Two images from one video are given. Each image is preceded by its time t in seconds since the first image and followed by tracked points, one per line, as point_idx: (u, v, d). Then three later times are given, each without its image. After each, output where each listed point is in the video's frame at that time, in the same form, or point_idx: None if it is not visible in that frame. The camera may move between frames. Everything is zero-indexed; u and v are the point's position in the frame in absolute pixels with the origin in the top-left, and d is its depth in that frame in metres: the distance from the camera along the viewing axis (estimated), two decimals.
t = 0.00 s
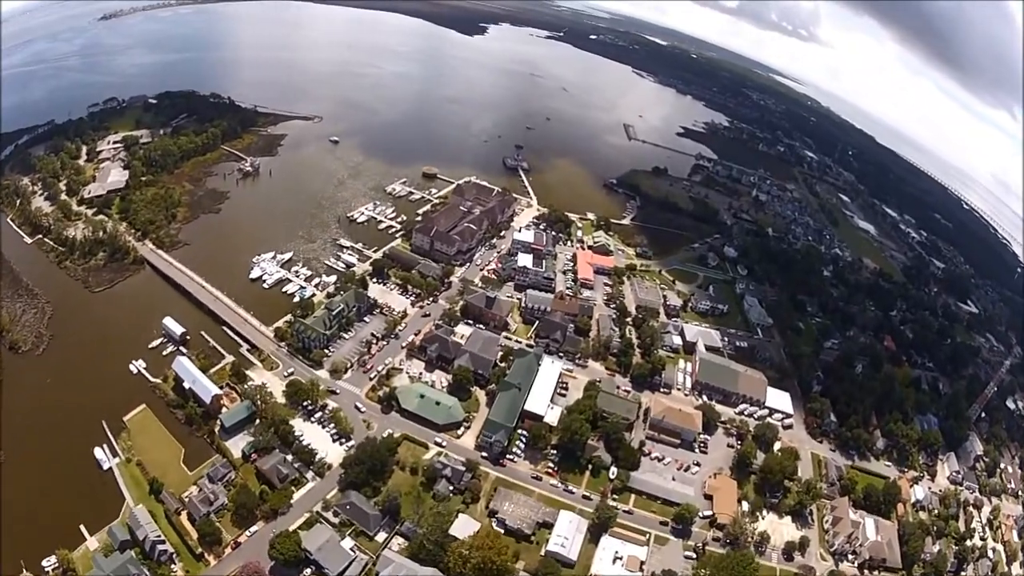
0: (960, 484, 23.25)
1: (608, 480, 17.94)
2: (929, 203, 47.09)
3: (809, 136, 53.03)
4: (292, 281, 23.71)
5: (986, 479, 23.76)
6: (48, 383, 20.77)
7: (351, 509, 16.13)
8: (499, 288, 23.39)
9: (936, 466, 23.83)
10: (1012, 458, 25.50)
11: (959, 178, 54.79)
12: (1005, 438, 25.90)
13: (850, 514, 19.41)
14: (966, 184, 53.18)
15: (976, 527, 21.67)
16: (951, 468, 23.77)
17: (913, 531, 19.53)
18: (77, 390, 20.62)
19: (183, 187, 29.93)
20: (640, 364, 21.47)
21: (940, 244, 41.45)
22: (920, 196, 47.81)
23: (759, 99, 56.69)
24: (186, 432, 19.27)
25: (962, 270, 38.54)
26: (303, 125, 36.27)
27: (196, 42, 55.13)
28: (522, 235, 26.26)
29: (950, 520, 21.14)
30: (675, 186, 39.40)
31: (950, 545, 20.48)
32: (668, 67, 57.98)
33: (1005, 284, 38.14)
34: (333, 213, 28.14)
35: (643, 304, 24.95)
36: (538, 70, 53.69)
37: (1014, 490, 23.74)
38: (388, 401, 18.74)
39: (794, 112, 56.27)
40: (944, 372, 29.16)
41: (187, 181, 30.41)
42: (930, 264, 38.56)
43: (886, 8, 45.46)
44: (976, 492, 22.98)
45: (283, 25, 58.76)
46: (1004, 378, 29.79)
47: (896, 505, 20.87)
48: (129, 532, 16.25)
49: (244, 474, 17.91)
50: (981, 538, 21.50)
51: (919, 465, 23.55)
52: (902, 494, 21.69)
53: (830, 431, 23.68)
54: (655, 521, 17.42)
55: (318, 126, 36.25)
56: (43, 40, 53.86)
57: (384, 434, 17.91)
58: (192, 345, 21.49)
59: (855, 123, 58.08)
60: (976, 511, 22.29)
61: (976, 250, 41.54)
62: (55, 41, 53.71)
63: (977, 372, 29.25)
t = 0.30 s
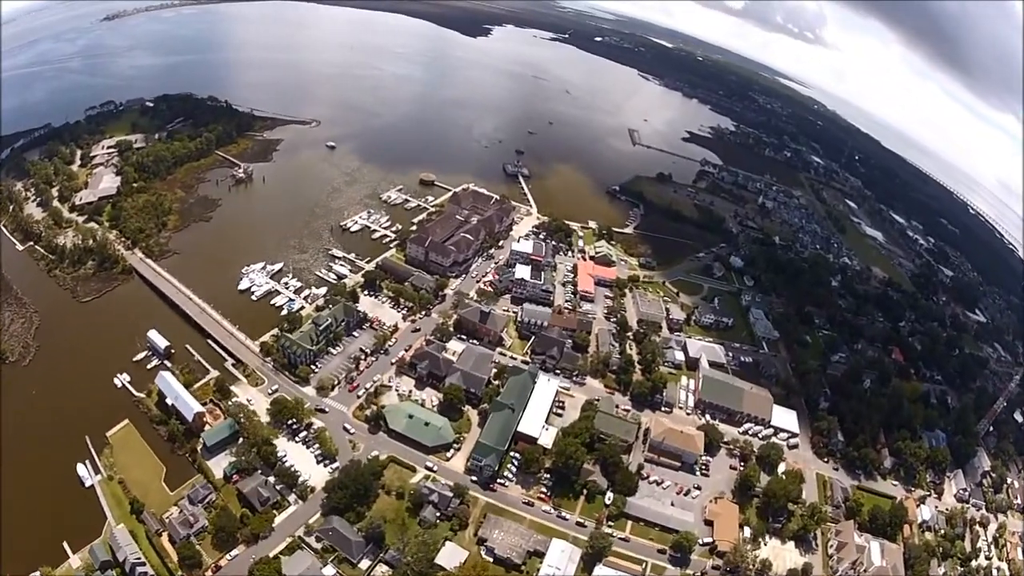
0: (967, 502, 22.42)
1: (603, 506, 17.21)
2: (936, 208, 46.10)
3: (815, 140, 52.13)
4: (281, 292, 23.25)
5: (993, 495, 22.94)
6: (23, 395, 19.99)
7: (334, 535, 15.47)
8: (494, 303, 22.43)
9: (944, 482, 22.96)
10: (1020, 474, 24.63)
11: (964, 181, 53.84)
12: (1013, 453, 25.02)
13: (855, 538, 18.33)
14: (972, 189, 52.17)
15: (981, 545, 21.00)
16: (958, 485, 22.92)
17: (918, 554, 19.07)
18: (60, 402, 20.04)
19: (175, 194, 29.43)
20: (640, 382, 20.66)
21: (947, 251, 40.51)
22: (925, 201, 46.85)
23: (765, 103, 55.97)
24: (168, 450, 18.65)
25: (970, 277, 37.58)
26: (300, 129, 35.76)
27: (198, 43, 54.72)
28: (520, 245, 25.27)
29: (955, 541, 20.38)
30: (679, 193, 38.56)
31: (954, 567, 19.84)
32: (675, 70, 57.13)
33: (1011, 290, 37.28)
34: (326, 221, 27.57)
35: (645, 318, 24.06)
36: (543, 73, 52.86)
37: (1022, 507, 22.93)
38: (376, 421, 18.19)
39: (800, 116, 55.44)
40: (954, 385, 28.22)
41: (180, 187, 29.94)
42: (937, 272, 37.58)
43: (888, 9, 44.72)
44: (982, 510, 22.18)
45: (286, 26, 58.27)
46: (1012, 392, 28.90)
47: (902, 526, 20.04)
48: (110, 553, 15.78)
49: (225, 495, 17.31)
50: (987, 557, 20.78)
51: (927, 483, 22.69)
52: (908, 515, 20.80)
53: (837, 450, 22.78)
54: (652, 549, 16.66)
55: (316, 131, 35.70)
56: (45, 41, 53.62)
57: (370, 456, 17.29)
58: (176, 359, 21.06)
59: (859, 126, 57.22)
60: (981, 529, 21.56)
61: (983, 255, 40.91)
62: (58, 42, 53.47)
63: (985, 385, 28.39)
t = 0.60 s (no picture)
0: (972, 521, 21.48)
1: (596, 534, 16.43)
2: (943, 213, 45.09)
3: (820, 144, 51.19)
4: (268, 305, 22.82)
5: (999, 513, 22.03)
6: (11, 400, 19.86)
7: (312, 564, 14.65)
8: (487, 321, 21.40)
9: (949, 502, 21.98)
10: None
11: (968, 186, 52.88)
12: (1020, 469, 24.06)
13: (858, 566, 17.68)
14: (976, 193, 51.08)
15: (984, 565, 20.20)
16: (964, 503, 21.94)
17: None
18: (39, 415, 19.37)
19: (165, 201, 28.89)
20: (638, 402, 19.90)
21: (954, 258, 39.53)
22: (931, 206, 45.80)
23: (769, 107, 55.11)
24: (147, 469, 18.04)
25: (975, 284, 36.60)
26: (295, 133, 35.18)
27: (199, 45, 54.17)
28: (516, 256, 24.31)
29: (959, 563, 19.51)
30: (681, 199, 37.72)
31: None
32: (679, 72, 56.35)
33: (1018, 297, 36.12)
34: (316, 228, 27.04)
35: (644, 333, 23.20)
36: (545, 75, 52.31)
37: None
38: (361, 443, 17.58)
39: (805, 119, 54.58)
40: (961, 399, 27.28)
41: (171, 193, 29.42)
42: (944, 280, 36.60)
43: (890, 10, 43.99)
44: (987, 529, 21.30)
45: (288, 28, 57.71)
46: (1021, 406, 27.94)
47: (907, 551, 19.41)
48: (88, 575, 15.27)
49: (204, 518, 16.68)
50: None
51: (932, 502, 21.78)
52: (912, 538, 19.94)
53: (841, 471, 21.94)
54: None
55: (311, 135, 35.09)
56: (46, 41, 53.20)
57: (352, 481, 16.72)
58: (159, 374, 20.67)
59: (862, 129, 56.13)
60: (985, 548, 20.73)
61: (989, 260, 39.45)
62: (59, 42, 53.07)
63: (993, 398, 27.45)
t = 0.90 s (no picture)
0: (978, 542, 20.71)
1: (590, 567, 15.61)
2: (949, 219, 44.07)
3: (826, 148, 50.17)
4: (255, 318, 22.31)
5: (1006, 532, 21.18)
6: None
7: None
8: (480, 338, 20.37)
9: (955, 524, 21.12)
10: None
11: (975, 190, 51.70)
12: None
13: None
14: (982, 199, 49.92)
15: None
16: (970, 525, 21.14)
17: None
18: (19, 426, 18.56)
19: (157, 207, 28.32)
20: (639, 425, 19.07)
21: (961, 265, 38.61)
22: (939, 211, 44.78)
23: (776, 110, 54.18)
24: (129, 489, 17.40)
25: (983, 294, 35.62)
26: (292, 137, 34.55)
27: (201, 46, 53.55)
28: (513, 266, 23.27)
29: None
30: (684, 206, 36.79)
31: None
32: (685, 76, 55.48)
33: None
34: (307, 237, 26.39)
35: (646, 350, 22.21)
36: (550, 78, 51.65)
37: None
38: (345, 468, 16.90)
39: (812, 123, 53.65)
40: (969, 415, 26.33)
41: (163, 200, 28.83)
42: (952, 288, 35.64)
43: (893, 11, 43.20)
44: (993, 550, 20.51)
45: (291, 30, 57.09)
46: None
47: None
48: None
49: (184, 543, 16.06)
50: None
51: (939, 525, 20.88)
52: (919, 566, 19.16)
53: (848, 494, 20.94)
54: None
55: (307, 139, 34.45)
56: (47, 42, 52.68)
57: (335, 509, 16.02)
58: (142, 391, 20.06)
59: (868, 132, 55.06)
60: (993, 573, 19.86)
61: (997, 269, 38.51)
62: (61, 44, 52.66)
63: (1001, 412, 26.58)
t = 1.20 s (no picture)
0: (984, 564, 19.85)
1: None
2: (958, 224, 42.93)
3: (834, 153, 49.15)
4: (241, 334, 21.82)
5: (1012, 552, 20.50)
6: None
7: None
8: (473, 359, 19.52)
9: (962, 545, 20.23)
10: None
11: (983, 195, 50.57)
12: None
13: None
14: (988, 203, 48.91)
15: None
16: (977, 545, 20.25)
17: None
18: (9, 427, 18.14)
19: (148, 215, 27.76)
20: (638, 451, 18.27)
21: (971, 272, 37.45)
22: (948, 217, 43.66)
23: (783, 114, 53.21)
24: (110, 510, 16.82)
25: (992, 302, 34.55)
26: (288, 141, 33.97)
27: (204, 47, 52.97)
28: (511, 280, 22.37)
29: None
30: (689, 213, 35.88)
31: None
32: (693, 77, 54.47)
33: None
34: (298, 247, 25.79)
35: (647, 370, 21.33)
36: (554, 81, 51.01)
37: None
38: (329, 496, 16.22)
39: (820, 127, 52.57)
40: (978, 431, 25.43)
41: (156, 207, 28.27)
42: (960, 297, 34.46)
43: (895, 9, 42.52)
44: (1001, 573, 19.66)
45: (294, 31, 56.44)
46: None
47: None
48: None
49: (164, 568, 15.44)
50: None
51: (945, 548, 19.96)
52: None
53: (854, 520, 19.93)
54: None
55: (305, 143, 33.86)
56: (50, 41, 52.19)
57: (317, 538, 15.30)
58: (126, 408, 19.57)
59: (876, 136, 53.93)
60: None
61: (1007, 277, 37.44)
62: (65, 43, 52.18)
63: (1010, 427, 25.60)
